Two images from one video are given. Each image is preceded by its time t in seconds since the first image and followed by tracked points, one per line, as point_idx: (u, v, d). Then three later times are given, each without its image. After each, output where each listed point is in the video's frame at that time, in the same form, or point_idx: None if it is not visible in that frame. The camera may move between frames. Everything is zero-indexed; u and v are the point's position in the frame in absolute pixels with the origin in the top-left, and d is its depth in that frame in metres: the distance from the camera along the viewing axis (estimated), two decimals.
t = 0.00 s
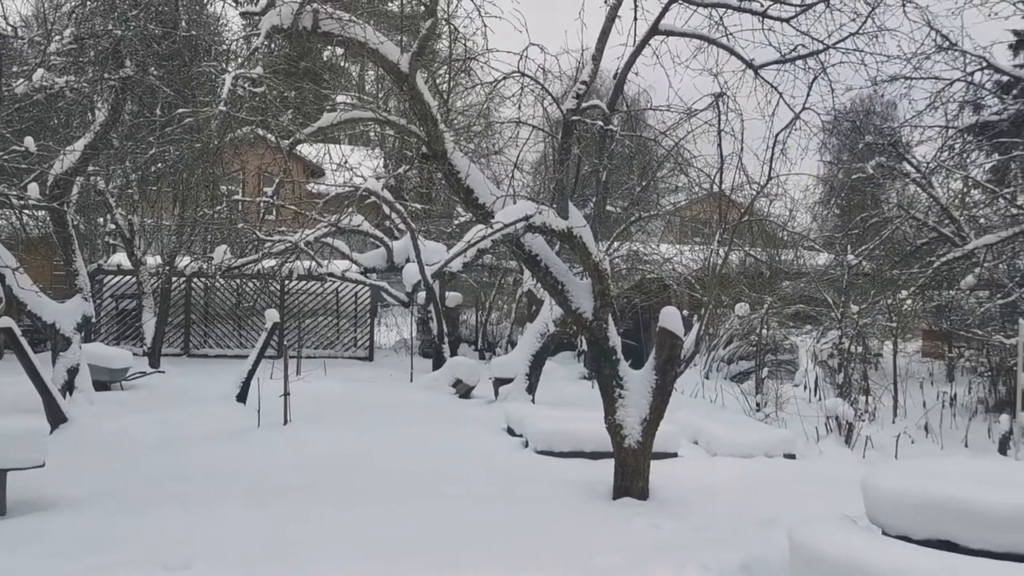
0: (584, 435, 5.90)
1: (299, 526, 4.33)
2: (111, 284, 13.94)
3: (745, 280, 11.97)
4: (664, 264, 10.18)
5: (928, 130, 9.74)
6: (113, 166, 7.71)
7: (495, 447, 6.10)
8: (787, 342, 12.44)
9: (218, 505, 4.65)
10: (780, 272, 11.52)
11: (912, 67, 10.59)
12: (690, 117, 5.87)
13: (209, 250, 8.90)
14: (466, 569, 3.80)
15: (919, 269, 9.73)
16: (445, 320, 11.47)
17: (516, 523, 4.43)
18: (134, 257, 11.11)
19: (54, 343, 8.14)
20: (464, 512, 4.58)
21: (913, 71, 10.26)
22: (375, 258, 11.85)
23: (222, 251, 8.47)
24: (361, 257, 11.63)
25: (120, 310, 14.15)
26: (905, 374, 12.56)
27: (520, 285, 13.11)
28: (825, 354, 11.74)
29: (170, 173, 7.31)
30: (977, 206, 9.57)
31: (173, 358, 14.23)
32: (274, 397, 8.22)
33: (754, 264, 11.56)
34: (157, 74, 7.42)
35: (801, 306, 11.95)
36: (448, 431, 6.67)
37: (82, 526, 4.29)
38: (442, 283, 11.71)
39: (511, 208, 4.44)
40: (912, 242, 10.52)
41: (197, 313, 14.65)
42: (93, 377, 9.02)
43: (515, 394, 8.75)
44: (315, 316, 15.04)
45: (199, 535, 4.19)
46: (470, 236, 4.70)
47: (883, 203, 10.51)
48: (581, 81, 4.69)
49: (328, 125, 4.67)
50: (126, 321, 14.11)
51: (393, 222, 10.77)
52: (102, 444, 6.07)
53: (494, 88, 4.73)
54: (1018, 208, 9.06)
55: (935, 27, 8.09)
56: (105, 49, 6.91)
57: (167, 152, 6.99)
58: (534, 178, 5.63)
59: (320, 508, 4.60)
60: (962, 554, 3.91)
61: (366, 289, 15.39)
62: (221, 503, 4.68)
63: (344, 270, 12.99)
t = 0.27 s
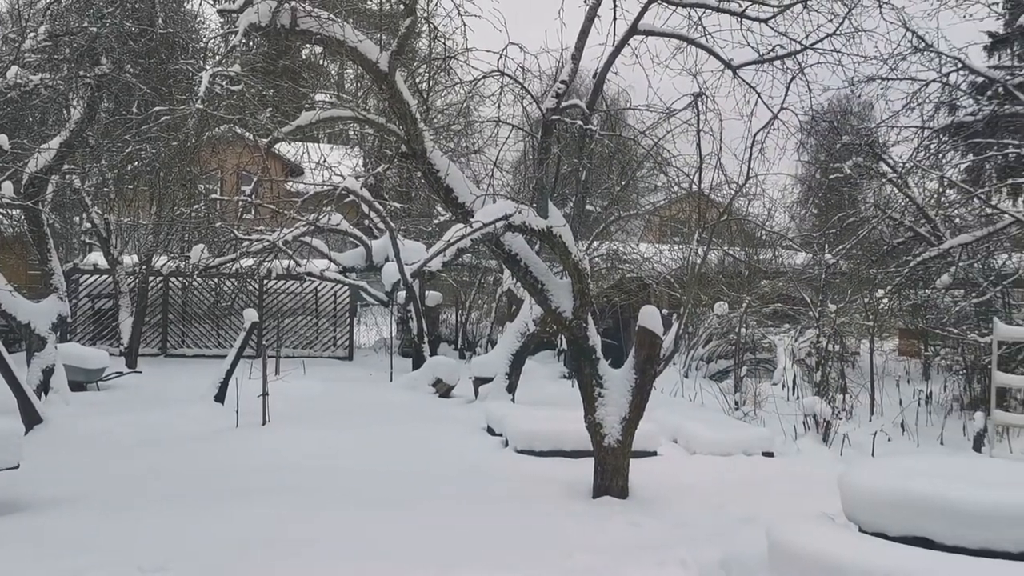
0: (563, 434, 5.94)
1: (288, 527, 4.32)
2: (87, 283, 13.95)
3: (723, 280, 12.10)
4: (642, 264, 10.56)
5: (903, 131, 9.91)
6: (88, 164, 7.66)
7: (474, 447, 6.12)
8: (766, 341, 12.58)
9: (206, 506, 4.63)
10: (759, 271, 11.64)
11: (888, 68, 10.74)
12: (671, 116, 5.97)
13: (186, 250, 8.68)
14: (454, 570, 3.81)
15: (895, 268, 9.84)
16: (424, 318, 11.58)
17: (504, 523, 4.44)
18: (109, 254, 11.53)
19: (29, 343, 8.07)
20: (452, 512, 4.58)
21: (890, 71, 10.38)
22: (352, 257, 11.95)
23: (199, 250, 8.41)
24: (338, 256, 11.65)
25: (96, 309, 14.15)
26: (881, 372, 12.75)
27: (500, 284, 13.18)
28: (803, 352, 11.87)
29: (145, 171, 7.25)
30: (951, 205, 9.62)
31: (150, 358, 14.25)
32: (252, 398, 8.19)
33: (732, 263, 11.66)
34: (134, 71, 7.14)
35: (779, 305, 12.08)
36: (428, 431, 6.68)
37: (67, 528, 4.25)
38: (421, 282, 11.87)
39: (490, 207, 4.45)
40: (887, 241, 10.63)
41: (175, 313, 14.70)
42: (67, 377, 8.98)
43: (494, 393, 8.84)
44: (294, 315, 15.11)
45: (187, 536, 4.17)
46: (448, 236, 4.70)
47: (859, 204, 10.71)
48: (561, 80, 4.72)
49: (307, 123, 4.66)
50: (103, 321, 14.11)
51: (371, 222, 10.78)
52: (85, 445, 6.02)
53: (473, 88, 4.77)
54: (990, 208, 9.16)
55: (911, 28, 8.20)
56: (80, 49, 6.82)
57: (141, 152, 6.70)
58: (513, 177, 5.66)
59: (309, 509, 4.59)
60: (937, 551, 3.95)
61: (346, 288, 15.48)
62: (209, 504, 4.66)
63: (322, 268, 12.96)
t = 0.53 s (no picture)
0: (542, 432, 5.98)
1: (272, 527, 4.30)
2: (61, 280, 14.00)
3: (701, 278, 12.21)
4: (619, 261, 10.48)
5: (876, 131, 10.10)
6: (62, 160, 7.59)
7: (452, 446, 6.14)
8: (743, 339, 12.71)
9: (188, 506, 4.60)
10: (736, 269, 11.76)
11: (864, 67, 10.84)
12: (649, 113, 6.03)
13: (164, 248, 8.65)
14: (437, 568, 3.81)
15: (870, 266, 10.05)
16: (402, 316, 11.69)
17: (487, 521, 4.45)
18: (84, 252, 11.62)
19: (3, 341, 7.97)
20: (437, 511, 4.58)
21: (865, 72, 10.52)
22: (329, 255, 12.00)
23: (175, 247, 8.32)
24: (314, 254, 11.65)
25: (71, 307, 14.18)
26: (856, 369, 12.92)
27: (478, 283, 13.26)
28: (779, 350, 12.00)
29: (120, 167, 7.20)
30: (925, 203, 9.91)
31: (125, 356, 14.38)
32: (228, 396, 8.16)
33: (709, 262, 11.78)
34: (109, 67, 7.08)
35: (756, 304, 12.22)
36: (407, 430, 6.68)
37: (47, 528, 4.21)
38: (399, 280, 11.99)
39: (468, 205, 4.47)
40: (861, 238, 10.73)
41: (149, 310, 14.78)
42: (40, 375, 8.97)
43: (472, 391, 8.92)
44: (271, 314, 15.28)
45: (169, 536, 4.14)
46: (426, 233, 4.71)
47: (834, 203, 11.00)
48: (538, 78, 4.75)
49: (284, 119, 4.66)
50: (78, 318, 14.15)
51: (348, 220, 10.78)
52: (66, 444, 5.97)
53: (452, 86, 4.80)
54: (963, 207, 9.46)
55: (884, 28, 8.30)
56: (54, 44, 6.63)
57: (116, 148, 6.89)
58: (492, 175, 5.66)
59: (292, 509, 4.58)
60: (910, 546, 4.00)
61: (323, 286, 15.66)
62: (192, 503, 4.64)
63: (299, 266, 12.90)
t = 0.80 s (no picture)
0: (522, 430, 6.02)
1: (258, 524, 4.28)
2: (36, 276, 13.99)
3: (680, 275, 12.30)
4: (600, 259, 10.58)
5: (854, 130, 10.31)
6: (35, 154, 7.50)
7: (433, 444, 6.15)
8: (722, 336, 12.81)
9: (173, 504, 4.57)
10: (716, 267, 11.85)
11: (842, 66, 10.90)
12: (629, 111, 6.09)
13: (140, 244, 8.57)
14: (424, 565, 3.80)
15: (847, 265, 10.40)
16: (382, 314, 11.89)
17: (474, 518, 4.44)
18: (60, 247, 11.54)
19: None
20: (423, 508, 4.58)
21: (843, 71, 10.63)
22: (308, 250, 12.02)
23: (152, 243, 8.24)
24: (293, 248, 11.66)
25: (46, 302, 14.15)
26: (834, 366, 13.07)
27: (459, 280, 13.33)
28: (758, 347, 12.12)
29: (96, 162, 7.14)
30: (901, 202, 10.15)
31: (101, 352, 14.41)
32: (207, 393, 8.12)
33: (688, 260, 11.91)
34: (83, 59, 7.05)
35: (736, 301, 12.33)
36: (388, 428, 6.68)
37: (30, 525, 4.17)
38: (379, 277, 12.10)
39: (448, 202, 4.47)
40: (841, 236, 11.00)
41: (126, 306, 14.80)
42: (15, 372, 8.86)
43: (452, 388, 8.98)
44: (249, 310, 15.40)
45: (153, 533, 4.12)
46: (406, 230, 4.71)
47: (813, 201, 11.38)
48: (518, 75, 4.78)
49: (263, 114, 4.65)
50: (54, 314, 14.13)
51: (327, 215, 10.76)
52: (50, 441, 5.92)
53: (433, 81, 4.83)
54: (939, 206, 9.72)
55: (862, 27, 8.36)
56: (28, 39, 6.34)
57: (93, 142, 6.78)
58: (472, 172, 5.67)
59: (278, 506, 4.56)
60: (886, 541, 4.04)
61: (303, 283, 15.80)
62: (177, 501, 4.61)
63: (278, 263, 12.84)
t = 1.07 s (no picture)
0: (501, 426, 6.07)
1: (241, 520, 4.27)
2: (8, 271, 13.94)
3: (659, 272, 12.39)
4: (579, 255, 10.97)
5: (832, 129, 10.53)
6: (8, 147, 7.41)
7: (412, 440, 6.17)
8: (699, 333, 12.93)
9: (156, 500, 4.54)
10: (694, 264, 11.94)
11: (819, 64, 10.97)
12: (606, 107, 6.14)
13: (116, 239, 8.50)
14: (407, 561, 3.81)
15: (824, 261, 10.95)
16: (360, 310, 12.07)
17: (458, 515, 4.45)
18: (35, 243, 11.43)
19: None
20: (408, 504, 4.58)
21: (820, 69, 10.75)
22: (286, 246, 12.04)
23: (126, 238, 8.16)
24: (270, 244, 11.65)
25: (20, 297, 14.12)
26: (810, 362, 13.23)
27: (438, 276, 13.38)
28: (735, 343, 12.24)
29: (70, 156, 7.07)
30: (876, 200, 10.42)
31: (75, 347, 14.38)
32: (184, 389, 8.09)
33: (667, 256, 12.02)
34: (57, 52, 6.99)
35: (713, 297, 12.47)
36: (367, 424, 6.69)
37: (10, 521, 4.13)
38: (357, 271, 12.15)
39: (426, 197, 4.48)
40: (817, 234, 11.42)
41: (101, 301, 14.77)
42: None
43: (431, 384, 9.05)
44: (226, 305, 15.44)
45: (136, 530, 4.09)
46: (384, 225, 4.72)
47: (790, 198, 11.79)
48: (497, 70, 4.82)
49: (239, 108, 4.66)
50: (28, 309, 14.06)
51: (305, 211, 10.75)
52: (32, 437, 5.88)
53: (412, 76, 4.87)
54: (914, 205, 10.10)
55: (839, 26, 8.44)
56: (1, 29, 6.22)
57: (66, 135, 6.55)
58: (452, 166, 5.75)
59: (263, 503, 4.55)
60: (859, 536, 4.09)
61: (280, 278, 15.86)
62: (160, 498, 4.58)
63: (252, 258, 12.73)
